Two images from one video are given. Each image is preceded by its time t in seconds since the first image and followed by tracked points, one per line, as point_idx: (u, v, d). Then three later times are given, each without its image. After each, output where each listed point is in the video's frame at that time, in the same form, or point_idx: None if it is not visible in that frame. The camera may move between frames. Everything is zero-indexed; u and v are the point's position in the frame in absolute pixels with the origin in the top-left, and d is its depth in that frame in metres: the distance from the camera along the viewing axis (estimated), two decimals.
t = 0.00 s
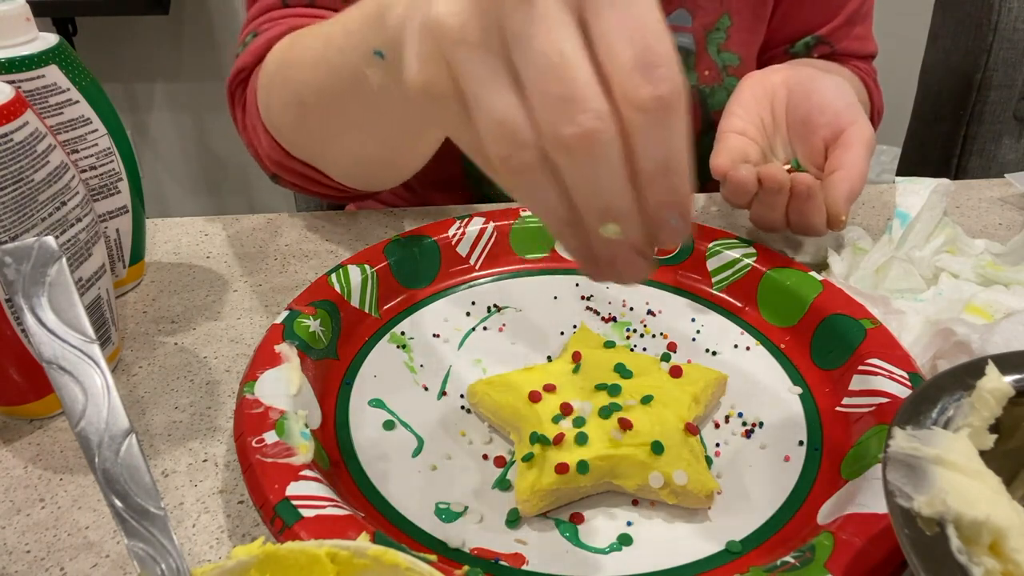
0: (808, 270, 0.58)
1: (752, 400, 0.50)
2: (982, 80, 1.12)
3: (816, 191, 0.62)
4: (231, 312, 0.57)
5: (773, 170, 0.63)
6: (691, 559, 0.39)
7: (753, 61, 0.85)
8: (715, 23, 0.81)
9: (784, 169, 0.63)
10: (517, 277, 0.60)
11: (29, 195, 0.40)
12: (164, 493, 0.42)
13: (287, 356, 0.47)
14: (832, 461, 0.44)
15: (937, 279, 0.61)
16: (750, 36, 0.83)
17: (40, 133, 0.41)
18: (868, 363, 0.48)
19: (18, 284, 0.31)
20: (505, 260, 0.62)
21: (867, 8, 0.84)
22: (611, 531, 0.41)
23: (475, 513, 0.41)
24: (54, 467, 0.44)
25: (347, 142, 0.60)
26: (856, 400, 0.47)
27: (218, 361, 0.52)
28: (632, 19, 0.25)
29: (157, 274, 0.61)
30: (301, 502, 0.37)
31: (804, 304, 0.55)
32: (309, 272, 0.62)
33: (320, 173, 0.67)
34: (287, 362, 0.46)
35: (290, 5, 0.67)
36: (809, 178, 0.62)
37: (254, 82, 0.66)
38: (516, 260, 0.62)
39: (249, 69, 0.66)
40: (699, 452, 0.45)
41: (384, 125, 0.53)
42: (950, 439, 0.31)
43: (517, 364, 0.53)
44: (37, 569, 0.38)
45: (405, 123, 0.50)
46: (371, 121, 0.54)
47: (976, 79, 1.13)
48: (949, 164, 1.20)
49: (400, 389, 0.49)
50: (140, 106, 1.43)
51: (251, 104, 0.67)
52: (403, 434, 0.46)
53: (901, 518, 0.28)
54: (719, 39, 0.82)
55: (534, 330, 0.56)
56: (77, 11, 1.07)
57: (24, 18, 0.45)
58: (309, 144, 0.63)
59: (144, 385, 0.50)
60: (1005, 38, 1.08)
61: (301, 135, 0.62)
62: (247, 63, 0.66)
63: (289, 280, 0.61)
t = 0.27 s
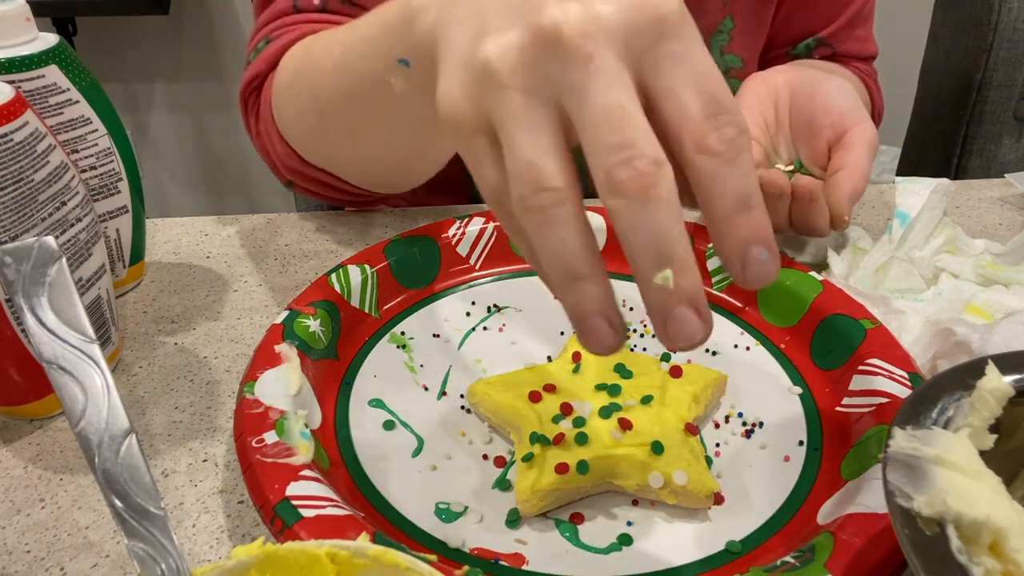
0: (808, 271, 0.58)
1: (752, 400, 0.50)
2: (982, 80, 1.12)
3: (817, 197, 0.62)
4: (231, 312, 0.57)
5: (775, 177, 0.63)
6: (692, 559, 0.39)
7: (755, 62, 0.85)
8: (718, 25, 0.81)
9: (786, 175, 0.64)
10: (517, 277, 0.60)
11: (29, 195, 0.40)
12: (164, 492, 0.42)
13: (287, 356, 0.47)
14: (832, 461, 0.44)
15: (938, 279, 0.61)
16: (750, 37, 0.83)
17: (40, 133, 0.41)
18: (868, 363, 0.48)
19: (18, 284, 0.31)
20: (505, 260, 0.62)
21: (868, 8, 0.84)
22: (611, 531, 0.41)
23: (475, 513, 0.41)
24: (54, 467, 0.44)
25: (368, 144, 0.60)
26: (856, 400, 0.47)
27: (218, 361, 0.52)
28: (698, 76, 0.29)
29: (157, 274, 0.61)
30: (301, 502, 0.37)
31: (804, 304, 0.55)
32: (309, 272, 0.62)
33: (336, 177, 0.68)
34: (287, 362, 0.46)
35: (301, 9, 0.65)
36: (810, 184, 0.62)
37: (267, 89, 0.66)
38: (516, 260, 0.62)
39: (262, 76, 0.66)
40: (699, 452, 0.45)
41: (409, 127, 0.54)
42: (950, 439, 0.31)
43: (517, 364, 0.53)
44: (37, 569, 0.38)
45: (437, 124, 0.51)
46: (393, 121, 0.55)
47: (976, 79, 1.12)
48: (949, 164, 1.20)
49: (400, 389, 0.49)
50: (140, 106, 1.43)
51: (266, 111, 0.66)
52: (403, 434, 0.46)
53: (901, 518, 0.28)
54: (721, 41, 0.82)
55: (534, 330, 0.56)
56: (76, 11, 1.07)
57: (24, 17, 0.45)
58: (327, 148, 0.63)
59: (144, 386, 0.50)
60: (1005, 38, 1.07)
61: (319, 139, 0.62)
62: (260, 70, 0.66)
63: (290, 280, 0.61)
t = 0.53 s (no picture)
0: (808, 271, 0.58)
1: (752, 401, 0.50)
2: (982, 80, 1.12)
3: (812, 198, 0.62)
4: (231, 312, 0.57)
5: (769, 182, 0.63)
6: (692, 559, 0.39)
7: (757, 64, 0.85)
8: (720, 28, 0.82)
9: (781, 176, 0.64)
10: (517, 277, 0.60)
11: (29, 195, 0.40)
12: (164, 493, 0.42)
13: (287, 356, 0.47)
14: (832, 461, 0.44)
15: (938, 279, 0.61)
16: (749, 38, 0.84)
17: (40, 133, 0.41)
18: (868, 363, 0.48)
19: (18, 285, 0.31)
20: (505, 260, 0.62)
21: (867, 10, 0.84)
22: (611, 531, 0.41)
23: (475, 513, 0.41)
24: (54, 467, 0.44)
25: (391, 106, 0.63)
26: (856, 400, 0.47)
27: (218, 361, 0.52)
28: None
29: (157, 274, 0.61)
30: (301, 502, 0.37)
31: (804, 304, 0.55)
32: (309, 272, 0.62)
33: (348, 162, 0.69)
34: (287, 362, 0.46)
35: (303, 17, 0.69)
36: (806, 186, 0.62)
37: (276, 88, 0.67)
38: (516, 261, 0.62)
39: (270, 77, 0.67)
40: (699, 452, 0.45)
41: None
42: (950, 439, 0.31)
43: (517, 364, 0.53)
44: (37, 569, 0.38)
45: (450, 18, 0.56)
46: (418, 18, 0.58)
47: (976, 79, 1.12)
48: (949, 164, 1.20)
49: (399, 389, 0.49)
50: (140, 106, 1.43)
51: (277, 107, 0.67)
52: (403, 434, 0.46)
53: (901, 518, 0.28)
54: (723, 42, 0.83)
55: (535, 330, 0.56)
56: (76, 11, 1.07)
57: (24, 18, 0.45)
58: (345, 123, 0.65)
59: (144, 386, 0.50)
60: (1005, 38, 1.08)
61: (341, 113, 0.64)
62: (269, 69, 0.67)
63: (289, 280, 0.61)
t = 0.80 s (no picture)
0: (808, 271, 0.58)
1: (752, 400, 0.50)
2: (982, 80, 1.12)
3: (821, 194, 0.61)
4: (231, 312, 0.57)
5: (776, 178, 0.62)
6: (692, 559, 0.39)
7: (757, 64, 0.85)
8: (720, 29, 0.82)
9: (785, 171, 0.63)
10: (518, 277, 0.60)
11: (28, 195, 0.40)
12: (163, 492, 0.42)
13: (287, 356, 0.47)
14: (832, 461, 0.44)
15: (938, 280, 0.61)
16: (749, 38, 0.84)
17: (40, 133, 0.41)
18: (868, 363, 0.48)
19: (18, 284, 0.31)
20: (505, 260, 0.62)
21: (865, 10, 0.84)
22: (611, 530, 0.41)
23: (475, 513, 0.41)
24: (54, 467, 0.44)
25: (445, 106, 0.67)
26: (857, 400, 0.47)
27: (218, 361, 0.52)
28: None
29: (158, 274, 0.61)
30: (301, 502, 0.37)
31: (804, 304, 0.55)
32: (309, 272, 0.62)
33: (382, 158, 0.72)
34: (287, 361, 0.46)
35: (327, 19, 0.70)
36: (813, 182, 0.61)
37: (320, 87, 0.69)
38: (516, 260, 0.62)
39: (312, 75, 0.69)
40: (698, 452, 0.45)
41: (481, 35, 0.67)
42: (950, 439, 0.31)
43: (517, 364, 0.53)
44: (37, 569, 0.38)
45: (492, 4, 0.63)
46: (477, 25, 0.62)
47: (976, 79, 1.13)
48: (949, 164, 1.20)
49: (399, 389, 0.49)
50: (140, 106, 1.44)
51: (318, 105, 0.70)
52: (403, 434, 0.46)
53: (901, 518, 0.28)
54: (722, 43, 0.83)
55: (535, 330, 0.56)
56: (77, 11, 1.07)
57: (24, 18, 0.45)
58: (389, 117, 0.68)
59: (144, 385, 0.50)
60: (1005, 38, 1.08)
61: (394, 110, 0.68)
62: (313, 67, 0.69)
63: (290, 279, 0.61)
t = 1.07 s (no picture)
0: (808, 271, 0.58)
1: (752, 400, 0.50)
2: (982, 80, 1.12)
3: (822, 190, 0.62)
4: (231, 312, 0.57)
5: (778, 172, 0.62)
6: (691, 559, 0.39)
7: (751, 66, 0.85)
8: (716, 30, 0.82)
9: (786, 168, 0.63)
10: (517, 277, 0.60)
11: (28, 195, 0.40)
12: (164, 493, 0.42)
13: (287, 356, 0.47)
14: (832, 461, 0.44)
15: (938, 279, 0.61)
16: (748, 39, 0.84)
17: (40, 133, 0.41)
18: (868, 363, 0.48)
19: (18, 284, 0.31)
20: (505, 260, 0.62)
21: (864, 11, 0.85)
22: (611, 530, 0.41)
23: (475, 513, 0.41)
24: (54, 467, 0.44)
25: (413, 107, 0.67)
26: (857, 400, 0.47)
27: (218, 361, 0.52)
28: None
29: (158, 274, 0.61)
30: (301, 502, 0.37)
31: (804, 304, 0.55)
32: (309, 272, 0.62)
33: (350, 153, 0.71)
34: (287, 361, 0.46)
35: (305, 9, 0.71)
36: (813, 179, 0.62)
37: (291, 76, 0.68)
38: (516, 260, 0.62)
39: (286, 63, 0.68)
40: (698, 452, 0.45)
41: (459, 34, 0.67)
42: (950, 439, 0.31)
43: (517, 364, 0.53)
44: (37, 569, 0.38)
45: None
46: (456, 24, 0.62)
47: (976, 79, 1.12)
48: (949, 164, 1.20)
49: (399, 389, 0.49)
50: (140, 106, 1.44)
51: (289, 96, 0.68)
52: (403, 434, 0.46)
53: (901, 518, 0.28)
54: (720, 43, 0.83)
55: (535, 330, 0.56)
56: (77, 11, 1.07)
57: (24, 18, 0.45)
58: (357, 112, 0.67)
59: (144, 385, 0.50)
60: (1005, 38, 1.08)
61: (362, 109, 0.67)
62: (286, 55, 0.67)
63: (290, 280, 0.61)
